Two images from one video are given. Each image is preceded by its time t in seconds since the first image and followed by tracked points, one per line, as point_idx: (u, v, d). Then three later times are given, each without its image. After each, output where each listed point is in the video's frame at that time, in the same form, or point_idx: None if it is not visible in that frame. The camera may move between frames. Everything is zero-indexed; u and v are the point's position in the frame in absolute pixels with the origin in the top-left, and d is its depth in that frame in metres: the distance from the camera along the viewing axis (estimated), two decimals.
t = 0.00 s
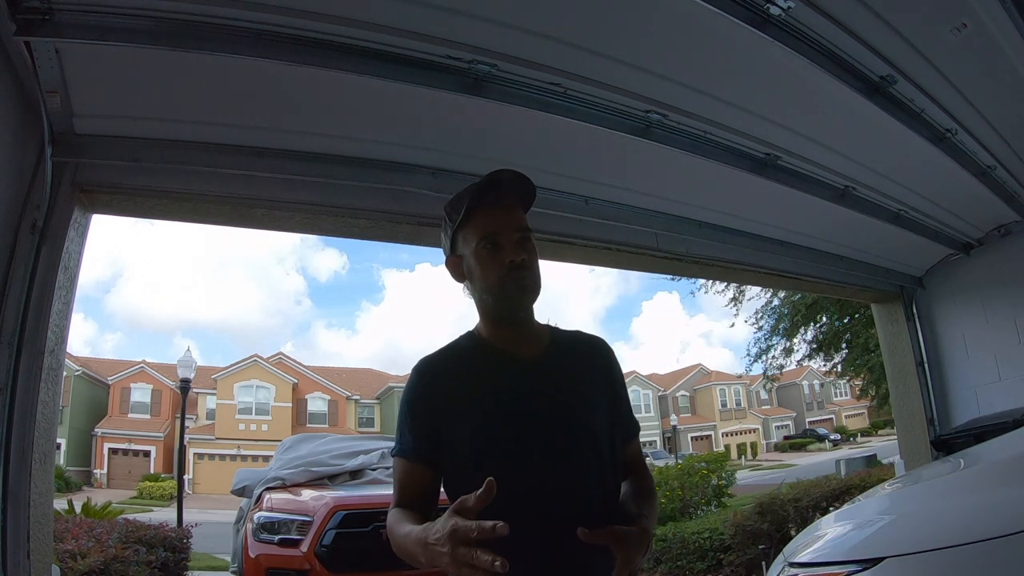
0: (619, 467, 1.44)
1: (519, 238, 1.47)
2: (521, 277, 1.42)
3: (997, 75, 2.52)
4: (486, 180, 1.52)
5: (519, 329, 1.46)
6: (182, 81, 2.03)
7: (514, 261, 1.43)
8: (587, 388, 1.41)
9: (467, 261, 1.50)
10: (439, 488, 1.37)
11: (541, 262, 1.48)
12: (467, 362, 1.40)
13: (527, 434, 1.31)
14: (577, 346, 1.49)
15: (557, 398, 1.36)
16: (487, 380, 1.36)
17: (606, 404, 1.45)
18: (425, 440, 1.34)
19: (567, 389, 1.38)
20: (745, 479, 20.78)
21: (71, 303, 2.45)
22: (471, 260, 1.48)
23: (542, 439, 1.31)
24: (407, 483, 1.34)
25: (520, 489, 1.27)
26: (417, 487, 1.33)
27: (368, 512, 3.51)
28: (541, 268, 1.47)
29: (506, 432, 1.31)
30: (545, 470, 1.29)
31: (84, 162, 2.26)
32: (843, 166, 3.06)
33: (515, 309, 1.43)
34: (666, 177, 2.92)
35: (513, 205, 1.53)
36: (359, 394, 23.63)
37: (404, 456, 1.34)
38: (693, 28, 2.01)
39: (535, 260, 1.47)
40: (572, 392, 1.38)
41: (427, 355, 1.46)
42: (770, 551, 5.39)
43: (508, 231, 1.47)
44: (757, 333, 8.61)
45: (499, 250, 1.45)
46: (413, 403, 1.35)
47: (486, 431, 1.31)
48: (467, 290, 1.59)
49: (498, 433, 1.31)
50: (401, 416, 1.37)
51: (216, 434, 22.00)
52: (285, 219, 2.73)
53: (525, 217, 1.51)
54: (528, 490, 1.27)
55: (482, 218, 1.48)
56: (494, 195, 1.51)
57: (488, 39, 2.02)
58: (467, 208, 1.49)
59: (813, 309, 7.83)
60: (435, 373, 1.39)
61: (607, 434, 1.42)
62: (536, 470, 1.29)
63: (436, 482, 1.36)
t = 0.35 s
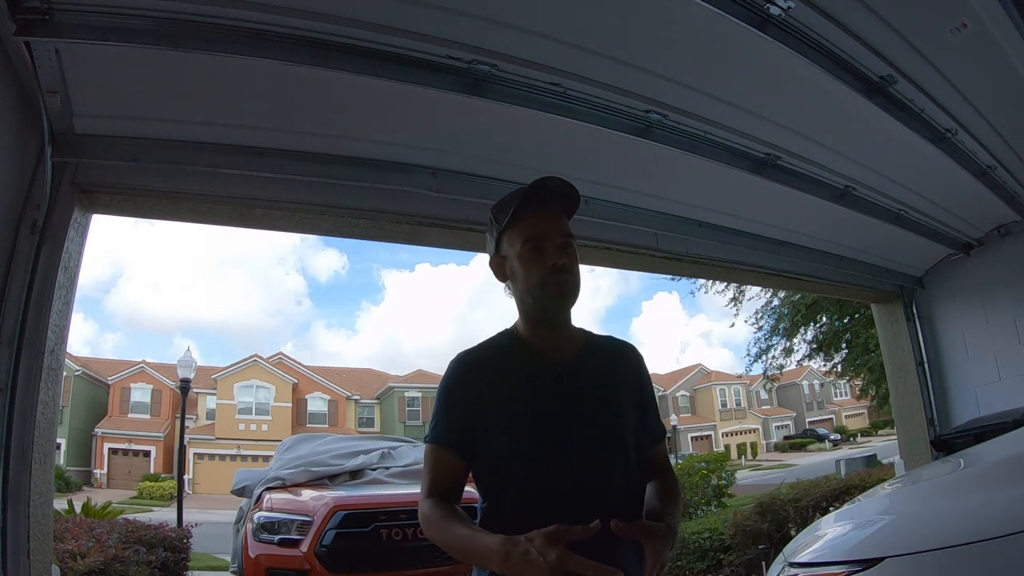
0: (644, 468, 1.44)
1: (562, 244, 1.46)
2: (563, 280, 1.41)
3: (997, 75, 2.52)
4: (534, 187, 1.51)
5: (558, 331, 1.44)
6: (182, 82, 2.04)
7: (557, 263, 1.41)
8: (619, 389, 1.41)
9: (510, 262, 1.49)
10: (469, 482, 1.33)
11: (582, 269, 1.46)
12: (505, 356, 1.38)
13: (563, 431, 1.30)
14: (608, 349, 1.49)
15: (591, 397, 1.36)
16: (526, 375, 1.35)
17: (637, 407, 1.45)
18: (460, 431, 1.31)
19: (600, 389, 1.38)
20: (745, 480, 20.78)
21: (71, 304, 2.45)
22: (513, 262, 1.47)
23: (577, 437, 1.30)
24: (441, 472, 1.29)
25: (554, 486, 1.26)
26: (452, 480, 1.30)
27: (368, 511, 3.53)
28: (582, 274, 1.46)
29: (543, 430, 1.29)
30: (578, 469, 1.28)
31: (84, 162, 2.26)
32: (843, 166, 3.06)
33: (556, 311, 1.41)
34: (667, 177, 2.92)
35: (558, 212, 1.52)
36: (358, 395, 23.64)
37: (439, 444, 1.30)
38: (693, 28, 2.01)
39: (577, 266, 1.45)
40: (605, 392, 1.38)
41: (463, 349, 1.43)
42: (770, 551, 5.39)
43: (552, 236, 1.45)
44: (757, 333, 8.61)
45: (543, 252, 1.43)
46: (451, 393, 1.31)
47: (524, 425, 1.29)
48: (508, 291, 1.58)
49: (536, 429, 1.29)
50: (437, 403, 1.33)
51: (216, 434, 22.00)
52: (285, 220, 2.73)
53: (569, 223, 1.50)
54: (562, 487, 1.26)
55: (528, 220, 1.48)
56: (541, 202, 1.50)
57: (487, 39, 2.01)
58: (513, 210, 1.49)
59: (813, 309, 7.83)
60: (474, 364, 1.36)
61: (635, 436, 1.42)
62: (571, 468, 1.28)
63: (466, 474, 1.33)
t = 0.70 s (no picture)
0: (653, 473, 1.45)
1: (581, 251, 1.43)
2: (579, 290, 1.38)
3: (997, 75, 2.52)
4: (553, 194, 1.48)
5: (576, 338, 1.42)
6: (182, 82, 2.04)
7: (574, 272, 1.38)
8: (633, 395, 1.41)
9: (529, 269, 1.46)
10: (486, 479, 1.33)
11: (600, 277, 1.44)
12: (523, 359, 1.37)
13: (577, 437, 1.30)
14: (622, 354, 1.47)
15: (604, 403, 1.36)
16: (543, 378, 1.34)
17: (648, 413, 1.45)
18: (479, 431, 1.29)
19: (614, 395, 1.38)
20: (745, 479, 20.79)
21: (71, 303, 2.45)
22: (532, 269, 1.44)
23: (590, 442, 1.31)
24: (456, 470, 1.29)
25: (565, 490, 1.27)
26: (469, 478, 1.29)
27: (368, 511, 3.53)
28: (600, 283, 1.43)
29: (558, 434, 1.29)
30: (590, 473, 1.29)
31: (84, 162, 2.26)
32: (843, 166, 3.06)
33: (572, 319, 1.39)
34: (667, 177, 2.92)
35: (578, 220, 1.49)
36: (358, 394, 23.64)
37: (456, 444, 1.29)
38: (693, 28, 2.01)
39: (595, 275, 1.42)
40: (618, 398, 1.38)
41: (482, 350, 1.42)
42: (770, 551, 5.39)
43: (570, 243, 1.42)
44: (757, 333, 8.60)
45: (560, 260, 1.40)
46: (469, 394, 1.30)
47: (541, 429, 1.29)
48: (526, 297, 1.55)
49: (551, 434, 1.29)
50: (456, 403, 1.32)
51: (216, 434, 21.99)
52: (286, 219, 2.73)
53: (589, 232, 1.46)
54: (573, 491, 1.27)
55: (546, 228, 1.44)
56: (560, 208, 1.47)
57: (487, 39, 2.01)
58: (532, 217, 1.46)
59: (813, 309, 7.83)
60: (492, 366, 1.35)
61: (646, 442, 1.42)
62: (584, 473, 1.28)
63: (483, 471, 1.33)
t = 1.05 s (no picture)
0: (655, 470, 1.46)
1: (576, 253, 1.44)
2: (577, 291, 1.40)
3: (997, 75, 2.52)
4: (546, 197, 1.49)
5: (575, 339, 1.44)
6: (184, 82, 2.04)
7: (570, 274, 1.40)
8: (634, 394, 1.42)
9: (527, 273, 1.48)
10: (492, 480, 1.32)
11: (596, 277, 1.45)
12: (525, 360, 1.37)
13: (582, 435, 1.31)
14: (622, 354, 1.48)
15: (607, 401, 1.37)
16: (546, 379, 1.34)
17: (649, 411, 1.46)
18: (484, 433, 1.29)
19: (615, 393, 1.38)
20: (745, 480, 20.79)
21: (71, 304, 2.45)
22: (530, 272, 1.46)
23: (595, 440, 1.31)
24: (464, 473, 1.27)
25: (572, 489, 1.27)
26: (477, 479, 1.28)
27: (368, 511, 3.53)
28: (596, 283, 1.45)
29: (564, 433, 1.30)
30: (596, 472, 1.29)
31: (85, 162, 2.26)
32: (843, 166, 3.06)
33: (570, 319, 1.40)
34: (667, 177, 2.92)
35: (572, 221, 1.50)
36: (358, 394, 23.64)
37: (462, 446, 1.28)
38: (693, 27, 2.01)
39: (591, 275, 1.44)
40: (620, 396, 1.39)
41: (484, 352, 1.41)
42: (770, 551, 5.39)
43: (566, 246, 1.44)
44: (757, 333, 8.60)
45: (556, 263, 1.42)
46: (474, 395, 1.30)
47: (546, 429, 1.29)
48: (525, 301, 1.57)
49: (555, 433, 1.29)
50: (461, 405, 1.31)
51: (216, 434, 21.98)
52: (286, 220, 2.73)
53: (584, 233, 1.48)
54: (580, 488, 1.27)
55: (542, 231, 1.46)
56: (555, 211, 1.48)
57: (487, 39, 2.02)
58: (527, 222, 1.47)
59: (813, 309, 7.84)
60: (495, 368, 1.35)
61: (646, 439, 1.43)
62: (589, 472, 1.29)
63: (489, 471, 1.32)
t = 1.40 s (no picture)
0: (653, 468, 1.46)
1: (566, 250, 1.44)
2: (567, 287, 1.40)
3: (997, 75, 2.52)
4: (532, 199, 1.50)
5: (571, 337, 1.43)
6: (184, 82, 2.04)
7: (560, 271, 1.40)
8: (632, 392, 1.42)
9: (518, 275, 1.49)
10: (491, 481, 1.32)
11: (587, 274, 1.45)
12: (523, 360, 1.37)
13: (581, 434, 1.30)
14: (620, 352, 1.48)
15: (606, 400, 1.36)
16: (543, 379, 1.34)
17: (647, 409, 1.46)
18: (483, 433, 1.28)
19: (613, 392, 1.38)
20: (745, 480, 20.80)
21: (71, 303, 2.45)
22: (521, 273, 1.47)
23: (595, 439, 1.31)
24: (462, 474, 1.27)
25: (572, 489, 1.27)
26: (476, 479, 1.27)
27: (367, 512, 3.53)
28: (587, 279, 1.45)
29: (563, 432, 1.30)
30: (596, 471, 1.30)
31: (85, 162, 2.27)
32: (843, 166, 3.06)
33: (564, 316, 1.40)
34: (667, 177, 2.92)
35: (559, 221, 1.51)
36: (359, 395, 23.64)
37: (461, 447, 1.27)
38: (693, 27, 2.01)
39: (582, 271, 1.44)
40: (619, 394, 1.39)
41: (483, 352, 1.41)
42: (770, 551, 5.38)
43: (554, 244, 1.44)
44: (756, 333, 8.59)
45: (546, 261, 1.42)
46: (474, 395, 1.29)
47: (544, 429, 1.29)
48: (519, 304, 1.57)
49: (555, 433, 1.29)
50: (460, 407, 1.30)
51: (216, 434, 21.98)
52: (286, 220, 2.73)
53: (571, 231, 1.48)
54: (580, 488, 1.27)
55: (531, 232, 1.46)
56: (541, 212, 1.49)
57: (487, 39, 2.02)
58: (516, 224, 1.48)
59: (813, 309, 7.85)
60: (494, 368, 1.34)
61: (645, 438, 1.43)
62: (589, 471, 1.29)
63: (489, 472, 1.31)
